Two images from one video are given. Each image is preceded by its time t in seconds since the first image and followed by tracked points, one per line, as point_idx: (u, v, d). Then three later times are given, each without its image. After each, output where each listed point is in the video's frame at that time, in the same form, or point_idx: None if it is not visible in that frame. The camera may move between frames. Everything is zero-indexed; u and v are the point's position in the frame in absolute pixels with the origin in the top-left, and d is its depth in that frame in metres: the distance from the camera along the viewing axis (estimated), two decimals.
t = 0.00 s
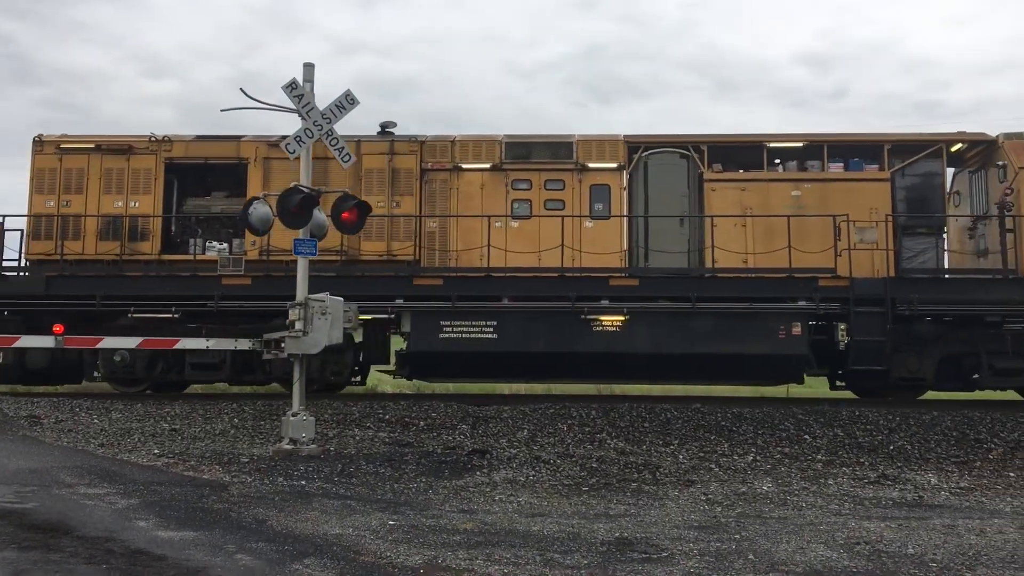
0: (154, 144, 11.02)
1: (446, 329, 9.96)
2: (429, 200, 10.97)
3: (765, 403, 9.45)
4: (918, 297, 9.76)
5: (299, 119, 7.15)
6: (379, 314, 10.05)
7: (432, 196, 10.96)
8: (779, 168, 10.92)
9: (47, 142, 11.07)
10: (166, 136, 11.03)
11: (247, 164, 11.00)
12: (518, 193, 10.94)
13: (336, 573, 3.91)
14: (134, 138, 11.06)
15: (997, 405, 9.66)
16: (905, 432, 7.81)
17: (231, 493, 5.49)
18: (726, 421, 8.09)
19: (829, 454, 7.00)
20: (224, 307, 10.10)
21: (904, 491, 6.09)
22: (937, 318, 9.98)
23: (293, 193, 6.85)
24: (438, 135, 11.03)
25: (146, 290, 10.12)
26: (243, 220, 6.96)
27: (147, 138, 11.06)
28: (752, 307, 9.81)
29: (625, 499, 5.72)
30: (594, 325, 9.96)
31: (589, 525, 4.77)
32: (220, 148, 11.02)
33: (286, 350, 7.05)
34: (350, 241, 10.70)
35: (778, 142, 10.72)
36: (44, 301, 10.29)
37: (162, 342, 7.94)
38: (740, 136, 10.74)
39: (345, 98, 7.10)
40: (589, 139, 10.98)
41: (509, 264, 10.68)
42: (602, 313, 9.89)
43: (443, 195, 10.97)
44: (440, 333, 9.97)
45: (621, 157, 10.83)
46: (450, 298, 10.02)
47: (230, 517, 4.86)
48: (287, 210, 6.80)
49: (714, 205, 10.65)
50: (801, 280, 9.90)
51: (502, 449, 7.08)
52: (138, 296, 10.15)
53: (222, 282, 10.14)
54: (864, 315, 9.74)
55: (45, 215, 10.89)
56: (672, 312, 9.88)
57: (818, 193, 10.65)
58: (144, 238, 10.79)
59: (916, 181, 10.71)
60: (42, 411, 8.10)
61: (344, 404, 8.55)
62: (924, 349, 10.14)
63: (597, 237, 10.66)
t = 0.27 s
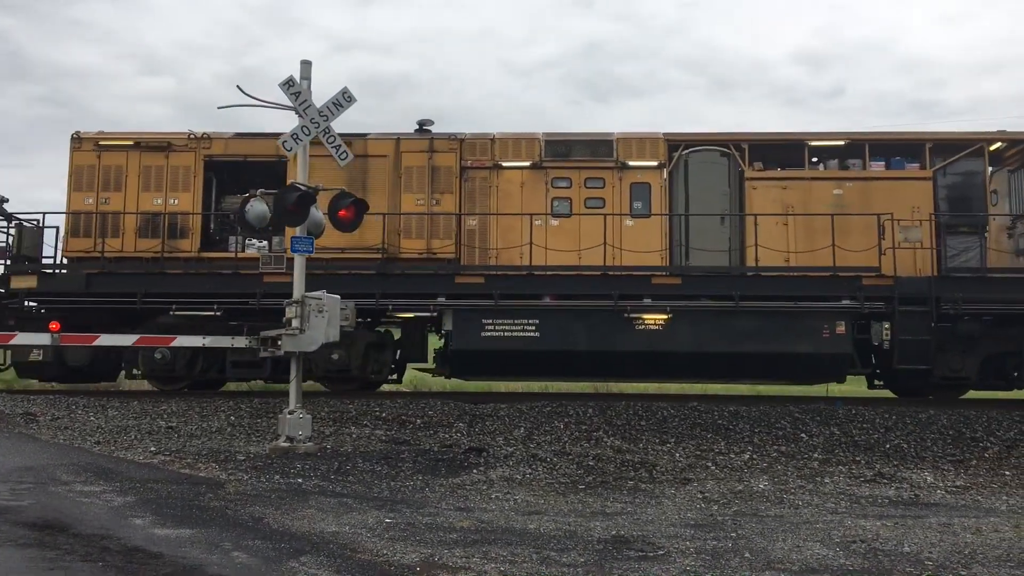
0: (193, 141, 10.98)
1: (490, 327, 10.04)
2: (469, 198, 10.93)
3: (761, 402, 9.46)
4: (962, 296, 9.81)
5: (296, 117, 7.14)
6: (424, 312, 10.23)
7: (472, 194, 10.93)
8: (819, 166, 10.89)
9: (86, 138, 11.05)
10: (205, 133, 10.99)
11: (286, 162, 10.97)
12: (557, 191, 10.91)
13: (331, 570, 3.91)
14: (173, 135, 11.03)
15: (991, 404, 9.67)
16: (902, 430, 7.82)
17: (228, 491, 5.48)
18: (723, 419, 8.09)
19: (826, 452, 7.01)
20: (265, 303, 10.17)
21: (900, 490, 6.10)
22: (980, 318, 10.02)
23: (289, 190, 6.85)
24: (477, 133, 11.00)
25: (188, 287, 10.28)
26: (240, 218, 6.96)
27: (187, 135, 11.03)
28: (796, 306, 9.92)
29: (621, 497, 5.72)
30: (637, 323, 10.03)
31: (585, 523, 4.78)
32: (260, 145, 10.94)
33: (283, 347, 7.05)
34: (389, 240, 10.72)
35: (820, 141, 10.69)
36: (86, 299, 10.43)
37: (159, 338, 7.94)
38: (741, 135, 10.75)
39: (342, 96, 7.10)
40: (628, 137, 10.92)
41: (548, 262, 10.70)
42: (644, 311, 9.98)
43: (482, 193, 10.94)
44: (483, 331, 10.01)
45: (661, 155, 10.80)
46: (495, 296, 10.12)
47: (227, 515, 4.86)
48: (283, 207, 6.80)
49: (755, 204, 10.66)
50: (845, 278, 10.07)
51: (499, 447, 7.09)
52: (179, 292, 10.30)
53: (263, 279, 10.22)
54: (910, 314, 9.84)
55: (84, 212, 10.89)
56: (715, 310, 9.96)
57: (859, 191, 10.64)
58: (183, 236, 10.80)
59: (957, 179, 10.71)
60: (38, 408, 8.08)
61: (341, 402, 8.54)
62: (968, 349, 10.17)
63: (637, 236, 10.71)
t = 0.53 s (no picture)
0: (234, 139, 10.97)
1: (535, 326, 10.11)
2: (511, 197, 10.96)
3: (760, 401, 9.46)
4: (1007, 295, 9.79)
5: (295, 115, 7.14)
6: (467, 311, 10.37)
7: (513, 193, 10.96)
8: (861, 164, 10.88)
9: (126, 136, 11.03)
10: (245, 131, 10.96)
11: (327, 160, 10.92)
12: (599, 189, 10.92)
13: (330, 568, 3.91)
14: (214, 133, 11.01)
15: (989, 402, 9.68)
16: (900, 429, 7.83)
17: (226, 489, 5.48)
18: (721, 418, 8.10)
19: (824, 451, 7.02)
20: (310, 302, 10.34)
21: (898, 488, 6.11)
22: None
23: (287, 188, 6.86)
24: (519, 131, 11.01)
25: (231, 286, 10.42)
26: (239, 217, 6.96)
27: (228, 133, 11.01)
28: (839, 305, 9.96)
29: (620, 496, 5.72)
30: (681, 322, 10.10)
31: (584, 521, 4.78)
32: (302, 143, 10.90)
33: (281, 345, 7.04)
34: (431, 239, 10.76)
35: (864, 139, 10.68)
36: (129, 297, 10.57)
37: (158, 337, 7.91)
38: (777, 132, 10.73)
39: (340, 94, 7.10)
40: (670, 134, 10.89)
41: (590, 261, 10.70)
42: (688, 311, 10.07)
43: (524, 191, 10.96)
44: (526, 329, 10.13)
45: (704, 153, 10.76)
46: (540, 294, 10.20)
47: (225, 513, 4.86)
48: (282, 206, 6.81)
49: (799, 202, 10.65)
50: (890, 278, 10.12)
51: (497, 445, 7.09)
52: (223, 291, 10.46)
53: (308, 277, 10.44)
54: (956, 314, 9.88)
55: (125, 210, 10.90)
56: (757, 310, 10.03)
57: (902, 191, 10.64)
58: (224, 234, 10.86)
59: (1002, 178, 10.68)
60: (36, 406, 8.08)
61: (340, 400, 8.53)
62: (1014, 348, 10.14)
63: (679, 233, 10.70)
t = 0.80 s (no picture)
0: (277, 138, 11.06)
1: (578, 325, 10.09)
2: (554, 196, 10.94)
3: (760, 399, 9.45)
4: None
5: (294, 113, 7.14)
6: (512, 309, 10.33)
7: (556, 191, 10.95)
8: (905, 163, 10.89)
9: (169, 135, 11.14)
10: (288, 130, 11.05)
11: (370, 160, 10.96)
12: (642, 188, 10.92)
13: (330, 567, 3.91)
14: (256, 132, 11.10)
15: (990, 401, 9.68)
16: (900, 428, 7.83)
17: (226, 488, 5.48)
18: (721, 417, 8.09)
19: (824, 450, 7.02)
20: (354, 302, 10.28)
21: (899, 487, 6.11)
22: None
23: (288, 187, 6.88)
24: (562, 131, 11.02)
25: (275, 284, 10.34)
26: (239, 216, 6.96)
27: (270, 132, 11.10)
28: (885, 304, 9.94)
29: (620, 494, 5.72)
30: (727, 321, 10.06)
31: (584, 520, 4.79)
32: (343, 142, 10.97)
33: (281, 344, 7.04)
34: (474, 238, 10.77)
35: (909, 138, 10.70)
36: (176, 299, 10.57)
37: (158, 336, 7.87)
38: (820, 132, 10.79)
39: (340, 92, 7.09)
40: (713, 134, 10.91)
41: (631, 259, 10.73)
42: (733, 309, 10.04)
43: (567, 190, 10.96)
44: (571, 329, 10.09)
45: (747, 153, 10.77)
46: (584, 294, 10.20)
47: (225, 511, 4.86)
48: (282, 205, 6.83)
49: (844, 201, 10.65)
50: (937, 278, 10.10)
51: (497, 444, 7.09)
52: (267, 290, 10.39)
53: (352, 277, 10.30)
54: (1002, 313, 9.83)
55: (167, 209, 10.93)
56: (802, 309, 10.01)
57: (947, 190, 10.65)
58: (267, 232, 10.81)
59: None
60: (36, 405, 8.08)
61: (339, 399, 8.53)
62: None
63: (723, 232, 10.71)
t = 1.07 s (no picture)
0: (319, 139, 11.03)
1: (624, 325, 10.06)
2: (596, 196, 10.90)
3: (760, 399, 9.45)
4: None
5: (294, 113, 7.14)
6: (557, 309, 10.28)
7: (599, 191, 10.91)
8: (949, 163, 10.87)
9: (211, 135, 11.15)
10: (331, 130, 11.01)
11: (414, 160, 10.92)
12: (685, 188, 10.89)
13: (330, 567, 3.91)
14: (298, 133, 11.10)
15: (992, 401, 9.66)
16: (900, 427, 7.82)
17: (226, 487, 5.48)
18: (721, 416, 8.09)
19: (824, 449, 7.02)
20: (399, 302, 10.22)
21: (900, 486, 6.11)
22: None
23: (288, 187, 6.87)
24: (604, 130, 11.01)
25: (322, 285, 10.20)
26: (238, 216, 6.97)
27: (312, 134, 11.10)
28: (932, 304, 9.93)
29: (620, 494, 5.72)
30: (774, 321, 10.01)
31: (584, 520, 4.78)
32: (386, 142, 10.94)
33: (282, 344, 7.05)
34: (518, 238, 10.72)
35: (953, 137, 10.69)
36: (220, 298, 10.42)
37: (158, 335, 7.89)
38: (863, 131, 10.73)
39: (340, 92, 7.09)
40: (757, 133, 10.88)
41: (676, 258, 10.66)
42: (781, 309, 10.00)
43: (610, 189, 10.92)
44: (617, 329, 10.05)
45: (792, 152, 10.77)
46: (630, 294, 10.13)
47: (225, 511, 4.86)
48: (282, 205, 6.83)
49: (888, 200, 10.57)
50: (986, 277, 10.01)
51: (498, 443, 7.08)
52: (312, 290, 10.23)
53: (396, 277, 10.20)
54: None
55: (210, 209, 10.89)
56: (848, 309, 9.98)
57: (991, 189, 10.60)
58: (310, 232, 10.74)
59: None
60: (37, 405, 8.09)
61: (339, 399, 8.53)
62: None
63: (767, 232, 10.62)
